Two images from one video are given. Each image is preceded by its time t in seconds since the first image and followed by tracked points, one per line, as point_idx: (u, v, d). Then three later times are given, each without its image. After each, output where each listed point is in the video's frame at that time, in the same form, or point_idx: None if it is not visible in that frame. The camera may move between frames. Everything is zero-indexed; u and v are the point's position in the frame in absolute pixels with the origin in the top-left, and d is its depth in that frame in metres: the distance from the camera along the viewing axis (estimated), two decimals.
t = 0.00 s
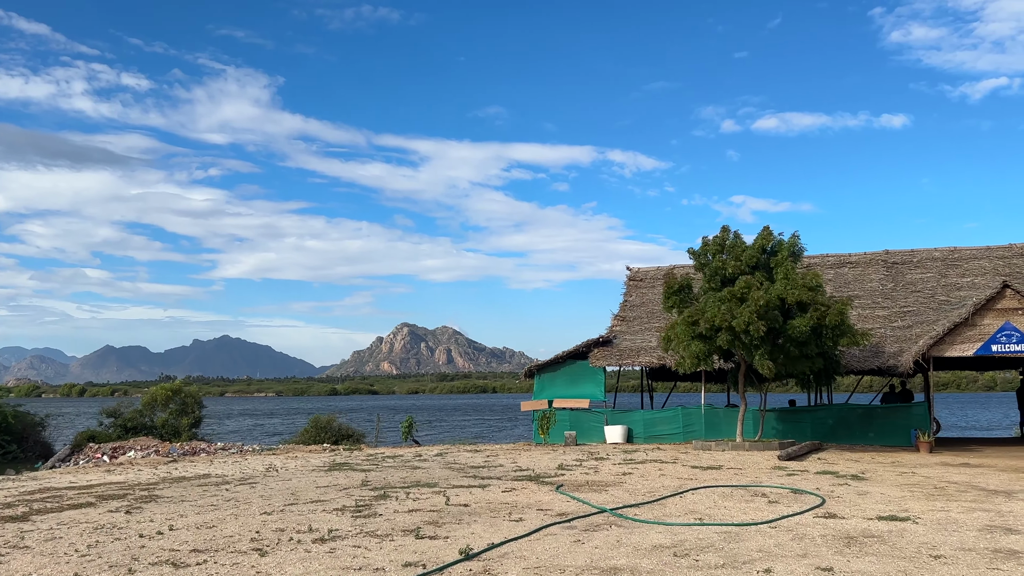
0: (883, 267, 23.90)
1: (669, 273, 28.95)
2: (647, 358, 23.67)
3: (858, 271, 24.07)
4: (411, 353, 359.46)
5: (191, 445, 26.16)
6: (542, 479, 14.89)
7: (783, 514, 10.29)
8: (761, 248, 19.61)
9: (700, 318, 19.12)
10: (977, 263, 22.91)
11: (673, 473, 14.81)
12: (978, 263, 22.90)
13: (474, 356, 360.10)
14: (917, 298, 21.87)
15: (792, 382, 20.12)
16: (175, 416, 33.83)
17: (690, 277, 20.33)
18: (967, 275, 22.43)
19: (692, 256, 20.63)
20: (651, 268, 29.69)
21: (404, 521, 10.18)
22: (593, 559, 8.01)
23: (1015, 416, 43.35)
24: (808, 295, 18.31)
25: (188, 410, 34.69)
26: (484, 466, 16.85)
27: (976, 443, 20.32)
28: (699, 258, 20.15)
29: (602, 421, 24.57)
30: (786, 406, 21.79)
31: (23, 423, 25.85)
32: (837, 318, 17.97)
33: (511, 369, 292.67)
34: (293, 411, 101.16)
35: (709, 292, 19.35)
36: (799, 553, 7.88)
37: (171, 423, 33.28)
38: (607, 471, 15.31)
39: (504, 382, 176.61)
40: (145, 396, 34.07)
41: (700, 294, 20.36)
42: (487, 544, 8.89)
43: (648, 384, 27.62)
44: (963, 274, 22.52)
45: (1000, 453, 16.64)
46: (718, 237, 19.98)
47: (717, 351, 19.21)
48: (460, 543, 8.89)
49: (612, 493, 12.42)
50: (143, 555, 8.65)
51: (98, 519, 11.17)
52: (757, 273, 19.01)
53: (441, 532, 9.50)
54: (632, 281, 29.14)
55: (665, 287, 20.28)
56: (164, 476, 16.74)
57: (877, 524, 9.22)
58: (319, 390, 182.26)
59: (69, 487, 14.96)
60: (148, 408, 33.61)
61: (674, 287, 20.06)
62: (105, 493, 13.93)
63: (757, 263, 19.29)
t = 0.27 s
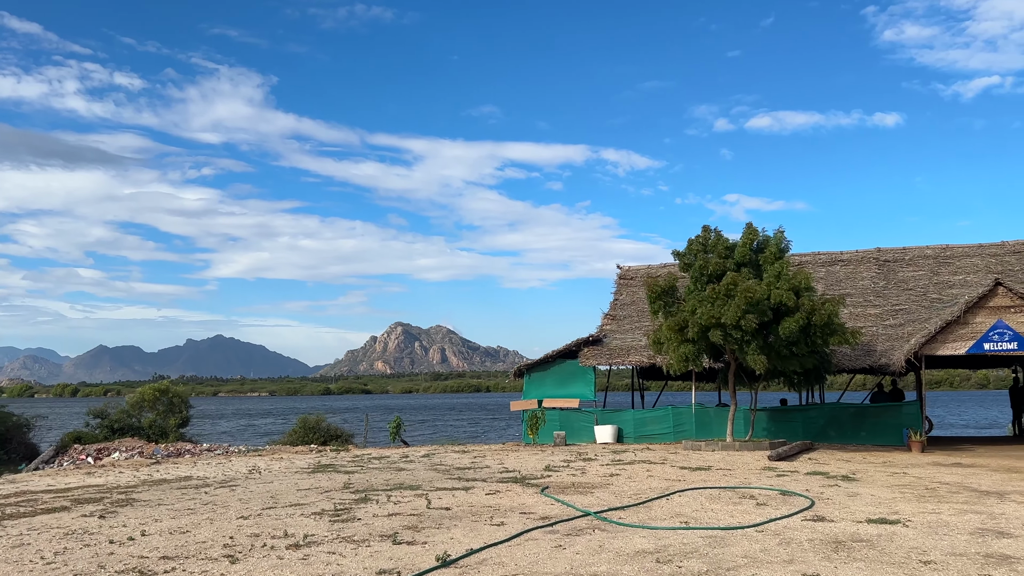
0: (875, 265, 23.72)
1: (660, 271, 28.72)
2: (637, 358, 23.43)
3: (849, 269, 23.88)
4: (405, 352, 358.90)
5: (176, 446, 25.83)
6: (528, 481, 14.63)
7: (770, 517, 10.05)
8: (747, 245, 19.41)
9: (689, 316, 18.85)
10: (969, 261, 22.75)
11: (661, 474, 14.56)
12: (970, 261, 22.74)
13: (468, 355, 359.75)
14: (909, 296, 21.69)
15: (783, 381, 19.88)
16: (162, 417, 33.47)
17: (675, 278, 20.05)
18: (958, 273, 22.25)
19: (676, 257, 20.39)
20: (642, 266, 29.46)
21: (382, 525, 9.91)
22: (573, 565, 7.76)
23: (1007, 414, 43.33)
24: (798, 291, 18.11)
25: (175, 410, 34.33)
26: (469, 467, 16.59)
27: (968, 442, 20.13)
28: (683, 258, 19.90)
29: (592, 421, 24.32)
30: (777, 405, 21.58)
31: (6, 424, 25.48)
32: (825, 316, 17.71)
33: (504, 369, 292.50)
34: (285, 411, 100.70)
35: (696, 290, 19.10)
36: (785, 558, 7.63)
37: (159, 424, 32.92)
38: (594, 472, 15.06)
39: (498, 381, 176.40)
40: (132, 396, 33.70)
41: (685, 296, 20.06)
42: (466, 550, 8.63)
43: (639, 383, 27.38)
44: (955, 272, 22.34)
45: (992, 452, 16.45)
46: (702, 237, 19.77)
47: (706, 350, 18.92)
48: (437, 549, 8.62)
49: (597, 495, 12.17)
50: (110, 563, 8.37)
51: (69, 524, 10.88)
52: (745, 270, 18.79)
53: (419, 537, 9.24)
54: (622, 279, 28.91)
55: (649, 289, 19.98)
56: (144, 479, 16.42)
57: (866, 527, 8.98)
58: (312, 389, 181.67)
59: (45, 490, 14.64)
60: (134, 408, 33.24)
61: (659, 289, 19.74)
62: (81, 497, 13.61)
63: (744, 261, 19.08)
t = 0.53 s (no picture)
0: (867, 262, 23.57)
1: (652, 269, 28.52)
2: (628, 356, 23.22)
3: (841, 266, 23.73)
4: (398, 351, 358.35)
5: (163, 446, 25.51)
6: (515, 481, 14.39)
7: (760, 518, 9.84)
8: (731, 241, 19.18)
9: (676, 316, 18.67)
10: (961, 258, 22.63)
11: (650, 473, 14.34)
12: (962, 259, 22.62)
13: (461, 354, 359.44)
14: (901, 294, 21.55)
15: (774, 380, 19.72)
16: (150, 416, 33.11)
17: (662, 277, 19.86)
18: (950, 270, 22.12)
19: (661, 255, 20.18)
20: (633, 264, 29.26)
21: (363, 528, 9.66)
22: (556, 569, 7.53)
23: (999, 413, 43.37)
24: (785, 287, 17.92)
25: (163, 409, 33.98)
26: (457, 467, 16.35)
27: (960, 440, 19.99)
28: (668, 256, 19.68)
29: (583, 419, 24.11)
30: (769, 404, 21.42)
31: None
32: (813, 314, 17.58)
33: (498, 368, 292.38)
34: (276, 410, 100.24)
35: (683, 289, 18.89)
36: (774, 562, 7.42)
37: (146, 423, 32.58)
38: (582, 472, 14.83)
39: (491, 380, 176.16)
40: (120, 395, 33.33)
41: (672, 293, 19.88)
42: (446, 553, 8.39)
43: (630, 382, 27.18)
44: (947, 270, 22.21)
45: (984, 451, 16.29)
46: (687, 234, 19.56)
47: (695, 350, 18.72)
48: (418, 552, 8.38)
49: (584, 496, 11.93)
50: (78, 568, 8.10)
51: (42, 527, 10.61)
52: (731, 267, 18.58)
53: (399, 540, 9.00)
54: (613, 277, 28.71)
55: (637, 289, 19.80)
56: (126, 480, 16.14)
57: (857, 528, 8.77)
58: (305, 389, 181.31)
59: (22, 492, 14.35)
60: (122, 407, 32.89)
61: (647, 287, 19.58)
62: (58, 498, 13.33)
63: (730, 257, 18.86)
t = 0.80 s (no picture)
0: (857, 259, 23.43)
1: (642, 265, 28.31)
2: (618, 353, 23.00)
3: (831, 263, 23.58)
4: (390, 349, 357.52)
5: (146, 445, 25.13)
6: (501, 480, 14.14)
7: (749, 517, 9.62)
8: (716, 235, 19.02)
9: (664, 313, 18.48)
10: (952, 254, 22.51)
11: (638, 471, 14.11)
12: (953, 255, 22.50)
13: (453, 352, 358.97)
14: (892, 290, 21.40)
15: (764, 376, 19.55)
16: (135, 415, 32.69)
17: (649, 274, 19.68)
18: (941, 267, 21.99)
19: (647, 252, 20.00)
20: (624, 261, 29.04)
21: (341, 528, 9.39)
22: (537, 569, 7.28)
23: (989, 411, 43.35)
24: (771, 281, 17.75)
25: (148, 407, 33.56)
26: (443, 465, 16.08)
27: (951, 438, 19.84)
28: (653, 253, 19.50)
29: (572, 417, 23.88)
30: (759, 401, 21.25)
31: None
32: (803, 305, 17.44)
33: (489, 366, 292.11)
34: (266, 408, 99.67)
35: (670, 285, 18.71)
36: (763, 562, 7.19)
37: (131, 421, 32.16)
38: (570, 470, 14.59)
39: (482, 378, 175.83)
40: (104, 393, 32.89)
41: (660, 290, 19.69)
42: (426, 554, 8.13)
43: (620, 379, 26.96)
44: (938, 266, 22.08)
45: (976, 448, 16.13)
46: (672, 231, 19.38)
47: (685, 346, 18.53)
48: (396, 553, 8.11)
49: (570, 494, 11.69)
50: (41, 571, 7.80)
51: (10, 528, 10.29)
52: (716, 262, 18.40)
53: (378, 541, 8.74)
54: (603, 273, 28.47)
55: (624, 286, 19.60)
56: (104, 479, 15.79)
57: (848, 527, 8.55)
58: (296, 387, 180.56)
59: None
60: (106, 405, 32.45)
61: (634, 284, 19.39)
62: (31, 498, 12.99)
63: (714, 251, 18.69)
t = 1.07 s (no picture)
0: (846, 259, 23.31)
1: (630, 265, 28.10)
2: (605, 353, 22.79)
3: (820, 263, 23.45)
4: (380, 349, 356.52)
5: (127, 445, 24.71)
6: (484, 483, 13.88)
7: (734, 521, 9.40)
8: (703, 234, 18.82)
9: (651, 313, 18.28)
10: (941, 255, 22.41)
11: (623, 474, 13.89)
12: (942, 256, 22.40)
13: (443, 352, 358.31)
14: (881, 291, 21.28)
15: (752, 377, 19.36)
16: (117, 414, 32.23)
17: (636, 274, 19.47)
18: (930, 268, 21.89)
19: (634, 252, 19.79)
20: (612, 261, 28.83)
21: (315, 534, 9.13)
22: None
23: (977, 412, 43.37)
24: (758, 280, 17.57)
25: (131, 407, 33.09)
26: (425, 467, 15.82)
27: (939, 440, 19.72)
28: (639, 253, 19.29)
29: (559, 418, 23.65)
30: (747, 402, 21.04)
31: None
32: (792, 304, 17.32)
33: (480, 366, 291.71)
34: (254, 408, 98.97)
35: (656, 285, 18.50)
36: (746, 570, 6.97)
37: (113, 421, 31.70)
38: (554, 472, 14.35)
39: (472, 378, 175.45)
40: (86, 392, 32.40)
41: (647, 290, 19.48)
42: (400, 561, 7.89)
43: (608, 379, 26.74)
44: (927, 267, 21.99)
45: (964, 451, 15.99)
46: (659, 231, 19.18)
47: (672, 346, 18.33)
48: (369, 560, 7.85)
49: (553, 498, 11.45)
50: None
51: None
52: (703, 262, 18.20)
53: (352, 547, 8.48)
54: (592, 273, 28.25)
55: (611, 287, 19.38)
56: (78, 481, 15.45)
57: (834, 533, 8.34)
58: (285, 386, 179.66)
59: None
60: (88, 405, 31.96)
61: (621, 285, 19.18)
62: None
63: (701, 251, 18.49)
